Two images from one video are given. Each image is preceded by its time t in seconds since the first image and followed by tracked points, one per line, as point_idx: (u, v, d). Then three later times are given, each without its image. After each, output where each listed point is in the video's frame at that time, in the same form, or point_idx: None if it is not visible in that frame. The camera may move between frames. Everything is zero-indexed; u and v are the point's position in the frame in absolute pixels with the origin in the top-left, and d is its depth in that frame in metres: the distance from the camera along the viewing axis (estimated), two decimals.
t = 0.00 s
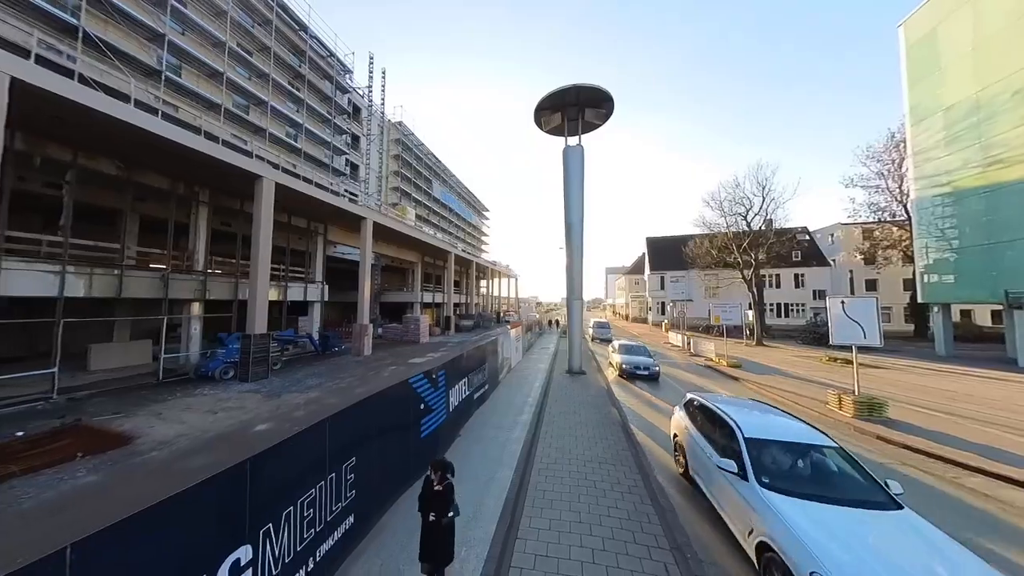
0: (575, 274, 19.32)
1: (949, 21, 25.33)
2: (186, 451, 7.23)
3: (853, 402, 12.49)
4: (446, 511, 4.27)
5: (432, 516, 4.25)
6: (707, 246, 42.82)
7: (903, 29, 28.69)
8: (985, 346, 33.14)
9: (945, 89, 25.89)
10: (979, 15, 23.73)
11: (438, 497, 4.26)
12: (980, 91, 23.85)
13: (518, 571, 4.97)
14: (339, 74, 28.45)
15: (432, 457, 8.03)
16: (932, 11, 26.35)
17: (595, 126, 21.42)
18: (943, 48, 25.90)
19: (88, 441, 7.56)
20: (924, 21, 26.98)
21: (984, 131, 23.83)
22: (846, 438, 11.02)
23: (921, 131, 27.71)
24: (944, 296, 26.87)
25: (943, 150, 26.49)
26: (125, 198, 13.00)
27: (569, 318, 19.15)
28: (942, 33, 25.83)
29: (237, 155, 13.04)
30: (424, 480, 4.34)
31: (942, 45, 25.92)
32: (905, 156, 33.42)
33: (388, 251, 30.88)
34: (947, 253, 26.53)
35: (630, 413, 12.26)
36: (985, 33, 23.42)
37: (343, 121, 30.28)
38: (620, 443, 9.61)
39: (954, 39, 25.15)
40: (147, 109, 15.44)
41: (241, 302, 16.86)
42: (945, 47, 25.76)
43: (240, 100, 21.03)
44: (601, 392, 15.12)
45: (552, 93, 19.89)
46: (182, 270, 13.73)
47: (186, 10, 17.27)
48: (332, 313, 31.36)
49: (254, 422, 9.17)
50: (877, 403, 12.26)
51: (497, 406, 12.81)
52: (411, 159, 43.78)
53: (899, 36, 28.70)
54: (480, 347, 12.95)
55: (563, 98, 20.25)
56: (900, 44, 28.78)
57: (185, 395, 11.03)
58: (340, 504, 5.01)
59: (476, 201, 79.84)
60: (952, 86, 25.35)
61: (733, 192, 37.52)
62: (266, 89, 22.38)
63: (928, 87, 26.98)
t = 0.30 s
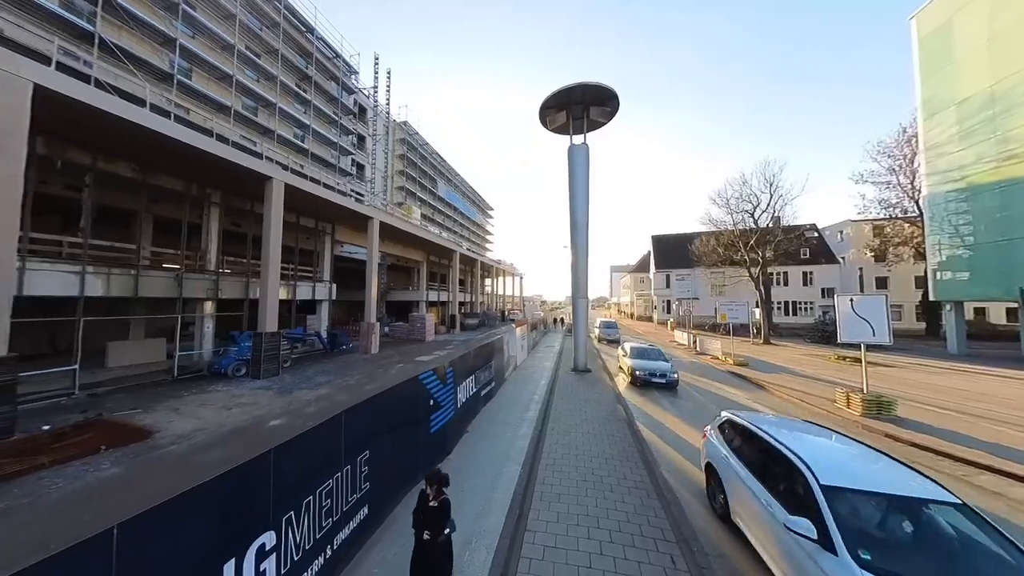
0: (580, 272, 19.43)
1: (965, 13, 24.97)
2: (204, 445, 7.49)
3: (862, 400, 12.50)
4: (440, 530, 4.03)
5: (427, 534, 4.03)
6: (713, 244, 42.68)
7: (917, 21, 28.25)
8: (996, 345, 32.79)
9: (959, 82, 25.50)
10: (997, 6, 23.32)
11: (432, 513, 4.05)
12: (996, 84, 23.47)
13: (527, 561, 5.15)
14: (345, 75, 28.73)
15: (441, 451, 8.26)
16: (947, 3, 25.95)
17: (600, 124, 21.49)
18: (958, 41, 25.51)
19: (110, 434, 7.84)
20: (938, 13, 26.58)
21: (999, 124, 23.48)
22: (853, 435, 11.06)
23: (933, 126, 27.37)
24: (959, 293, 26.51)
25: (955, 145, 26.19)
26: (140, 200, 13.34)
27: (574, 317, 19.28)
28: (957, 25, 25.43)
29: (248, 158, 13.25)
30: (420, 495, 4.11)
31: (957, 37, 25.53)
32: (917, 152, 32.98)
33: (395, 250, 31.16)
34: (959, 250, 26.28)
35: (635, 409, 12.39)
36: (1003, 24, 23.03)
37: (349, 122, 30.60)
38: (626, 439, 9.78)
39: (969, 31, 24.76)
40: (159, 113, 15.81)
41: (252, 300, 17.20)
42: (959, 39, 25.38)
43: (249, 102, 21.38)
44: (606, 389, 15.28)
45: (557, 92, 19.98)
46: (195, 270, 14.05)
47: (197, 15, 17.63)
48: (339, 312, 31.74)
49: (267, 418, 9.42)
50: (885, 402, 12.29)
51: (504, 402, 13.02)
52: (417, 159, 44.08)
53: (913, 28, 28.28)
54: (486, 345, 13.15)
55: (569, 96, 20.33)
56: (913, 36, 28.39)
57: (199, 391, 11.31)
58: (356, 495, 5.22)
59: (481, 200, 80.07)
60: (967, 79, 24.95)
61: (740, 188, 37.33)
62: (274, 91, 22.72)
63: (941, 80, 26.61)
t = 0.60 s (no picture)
0: (587, 270, 19.49)
1: (984, 3, 24.34)
2: (227, 438, 7.75)
3: (874, 399, 12.43)
4: (441, 538, 3.92)
5: (427, 544, 3.89)
6: (722, 241, 42.30)
7: (935, 11, 27.60)
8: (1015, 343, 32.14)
9: (979, 74, 24.80)
10: None
11: (431, 521, 3.95)
12: (1014, 77, 22.83)
13: (541, 551, 5.31)
14: (353, 76, 29.01)
15: (454, 445, 8.45)
16: None
17: (607, 121, 21.52)
18: (976, 32, 24.88)
19: (139, 427, 8.14)
20: (957, 3, 25.98)
21: (1019, 118, 22.77)
22: (865, 433, 10.99)
23: (953, 120, 26.88)
24: (978, 290, 26.01)
25: (972, 140, 25.71)
26: (161, 201, 13.70)
27: (581, 315, 19.36)
28: (976, 15, 24.80)
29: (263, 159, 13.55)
30: (417, 500, 4.02)
31: (975, 28, 24.91)
32: (934, 146, 32.33)
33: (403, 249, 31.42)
34: (978, 247, 25.85)
35: (644, 407, 12.47)
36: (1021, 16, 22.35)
37: (357, 122, 30.92)
38: (636, 435, 9.88)
39: (988, 21, 24.10)
40: (175, 115, 16.21)
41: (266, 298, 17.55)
42: (978, 30, 24.76)
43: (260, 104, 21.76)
44: (614, 386, 15.36)
45: (563, 90, 20.03)
46: (213, 269, 14.40)
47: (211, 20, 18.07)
48: (349, 310, 32.12)
49: (285, 412, 9.69)
50: (898, 400, 12.23)
51: (513, 399, 13.20)
52: (424, 159, 44.33)
53: (931, 18, 27.68)
54: (495, 342, 13.32)
55: (575, 95, 20.36)
56: (931, 27, 27.83)
57: (218, 387, 11.64)
58: (375, 485, 5.41)
59: (487, 198, 80.21)
60: (987, 71, 24.32)
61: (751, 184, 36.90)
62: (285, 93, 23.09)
63: (960, 70, 25.94)
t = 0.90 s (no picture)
0: (596, 269, 19.59)
1: None
2: (250, 429, 8.09)
3: (894, 401, 12.35)
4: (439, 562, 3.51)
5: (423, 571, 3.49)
6: (734, 240, 41.94)
7: None
8: None
9: (1009, 62, 21.64)
10: None
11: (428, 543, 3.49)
12: None
13: (553, 543, 5.52)
14: (365, 77, 29.41)
15: (467, 440, 8.69)
16: None
17: (617, 119, 21.55)
18: (1007, 15, 21.56)
19: (167, 418, 8.50)
20: None
21: None
22: (883, 436, 10.93)
23: (980, 113, 23.59)
24: (999, 289, 24.40)
25: (1003, 132, 22.56)
26: (183, 202, 14.14)
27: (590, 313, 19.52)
28: None
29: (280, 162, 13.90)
30: (411, 521, 3.50)
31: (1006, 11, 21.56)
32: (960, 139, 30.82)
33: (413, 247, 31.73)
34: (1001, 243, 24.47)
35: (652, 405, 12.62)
36: None
37: (369, 122, 31.34)
38: (645, 433, 10.04)
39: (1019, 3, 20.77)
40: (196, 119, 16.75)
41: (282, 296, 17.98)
42: (1009, 13, 21.44)
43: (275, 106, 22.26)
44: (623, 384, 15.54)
45: (572, 89, 20.19)
46: (232, 268, 14.81)
47: (229, 25, 18.51)
48: (360, 308, 32.58)
49: (303, 406, 10.00)
50: (919, 403, 12.14)
51: (522, 395, 13.43)
52: (433, 158, 44.67)
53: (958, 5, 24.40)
54: (505, 340, 13.55)
55: (585, 93, 20.47)
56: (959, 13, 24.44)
57: (239, 381, 12.02)
58: (392, 476, 5.65)
59: (496, 197, 80.38)
60: (1016, 60, 21.17)
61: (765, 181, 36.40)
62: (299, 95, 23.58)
63: (988, 61, 22.74)
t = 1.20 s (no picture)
0: (608, 268, 19.68)
1: None
2: (273, 421, 8.47)
3: (923, 405, 12.07)
4: None
5: None
6: (750, 237, 41.39)
7: None
8: None
9: None
10: None
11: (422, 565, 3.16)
12: None
13: (568, 537, 5.70)
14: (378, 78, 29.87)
15: (481, 435, 8.93)
16: None
17: (632, 115, 21.49)
18: None
19: (197, 409, 8.92)
20: None
21: None
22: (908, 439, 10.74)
23: None
24: None
25: None
26: (209, 203, 14.64)
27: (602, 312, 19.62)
28: None
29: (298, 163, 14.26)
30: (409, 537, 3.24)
31: None
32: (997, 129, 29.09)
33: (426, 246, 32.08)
34: None
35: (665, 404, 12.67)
36: None
37: (383, 123, 31.81)
38: (659, 432, 10.12)
39: None
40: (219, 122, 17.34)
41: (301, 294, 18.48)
42: None
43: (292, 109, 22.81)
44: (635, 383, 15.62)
45: (586, 84, 20.19)
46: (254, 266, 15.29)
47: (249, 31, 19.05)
48: (375, 306, 33.10)
49: (322, 400, 10.35)
50: (950, 407, 11.80)
51: (535, 392, 13.62)
52: (445, 158, 45.03)
53: None
54: (517, 338, 13.73)
55: (599, 88, 20.45)
56: None
57: (260, 375, 12.47)
58: (411, 468, 5.91)
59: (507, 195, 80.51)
60: None
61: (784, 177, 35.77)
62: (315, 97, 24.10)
63: None
